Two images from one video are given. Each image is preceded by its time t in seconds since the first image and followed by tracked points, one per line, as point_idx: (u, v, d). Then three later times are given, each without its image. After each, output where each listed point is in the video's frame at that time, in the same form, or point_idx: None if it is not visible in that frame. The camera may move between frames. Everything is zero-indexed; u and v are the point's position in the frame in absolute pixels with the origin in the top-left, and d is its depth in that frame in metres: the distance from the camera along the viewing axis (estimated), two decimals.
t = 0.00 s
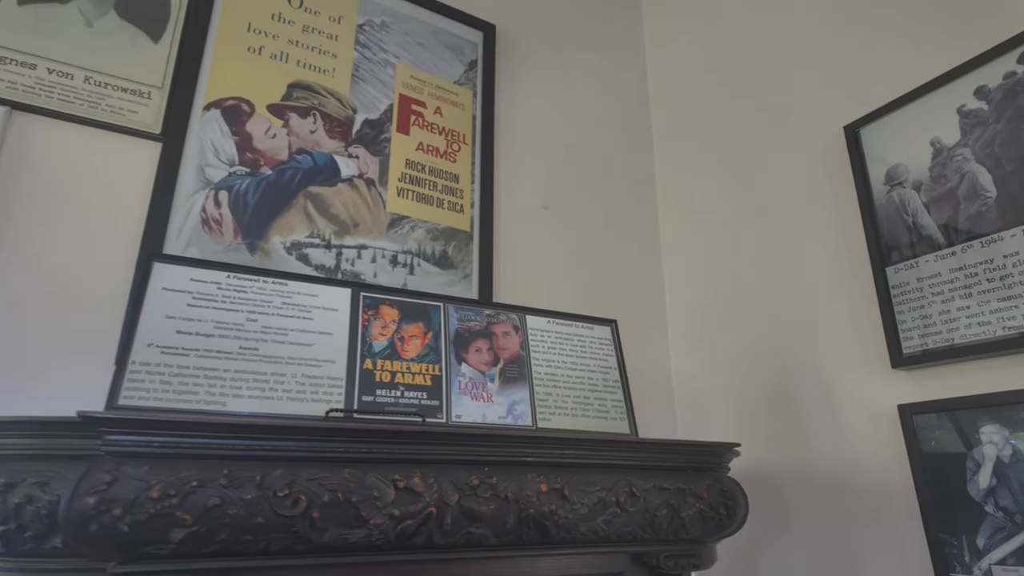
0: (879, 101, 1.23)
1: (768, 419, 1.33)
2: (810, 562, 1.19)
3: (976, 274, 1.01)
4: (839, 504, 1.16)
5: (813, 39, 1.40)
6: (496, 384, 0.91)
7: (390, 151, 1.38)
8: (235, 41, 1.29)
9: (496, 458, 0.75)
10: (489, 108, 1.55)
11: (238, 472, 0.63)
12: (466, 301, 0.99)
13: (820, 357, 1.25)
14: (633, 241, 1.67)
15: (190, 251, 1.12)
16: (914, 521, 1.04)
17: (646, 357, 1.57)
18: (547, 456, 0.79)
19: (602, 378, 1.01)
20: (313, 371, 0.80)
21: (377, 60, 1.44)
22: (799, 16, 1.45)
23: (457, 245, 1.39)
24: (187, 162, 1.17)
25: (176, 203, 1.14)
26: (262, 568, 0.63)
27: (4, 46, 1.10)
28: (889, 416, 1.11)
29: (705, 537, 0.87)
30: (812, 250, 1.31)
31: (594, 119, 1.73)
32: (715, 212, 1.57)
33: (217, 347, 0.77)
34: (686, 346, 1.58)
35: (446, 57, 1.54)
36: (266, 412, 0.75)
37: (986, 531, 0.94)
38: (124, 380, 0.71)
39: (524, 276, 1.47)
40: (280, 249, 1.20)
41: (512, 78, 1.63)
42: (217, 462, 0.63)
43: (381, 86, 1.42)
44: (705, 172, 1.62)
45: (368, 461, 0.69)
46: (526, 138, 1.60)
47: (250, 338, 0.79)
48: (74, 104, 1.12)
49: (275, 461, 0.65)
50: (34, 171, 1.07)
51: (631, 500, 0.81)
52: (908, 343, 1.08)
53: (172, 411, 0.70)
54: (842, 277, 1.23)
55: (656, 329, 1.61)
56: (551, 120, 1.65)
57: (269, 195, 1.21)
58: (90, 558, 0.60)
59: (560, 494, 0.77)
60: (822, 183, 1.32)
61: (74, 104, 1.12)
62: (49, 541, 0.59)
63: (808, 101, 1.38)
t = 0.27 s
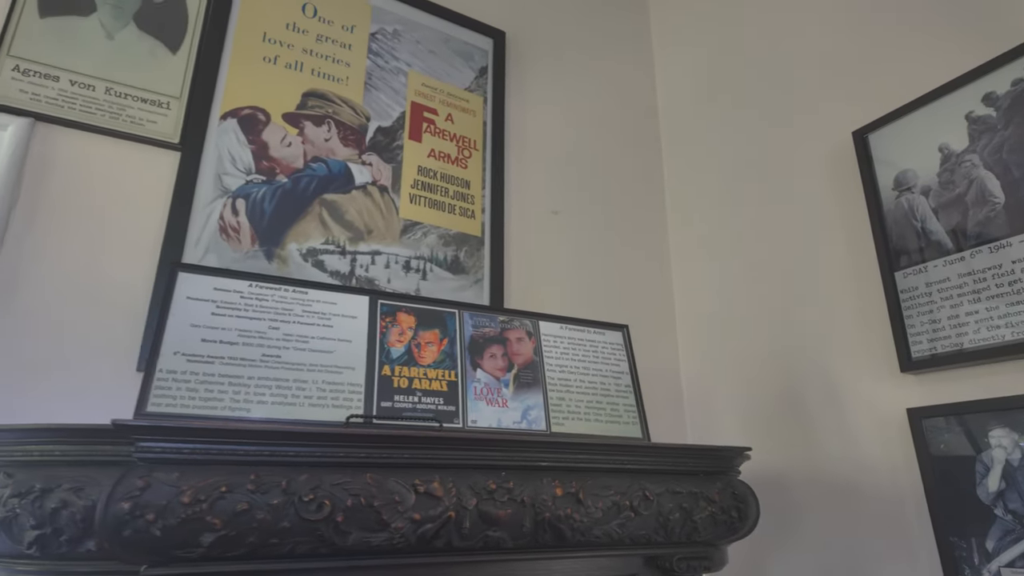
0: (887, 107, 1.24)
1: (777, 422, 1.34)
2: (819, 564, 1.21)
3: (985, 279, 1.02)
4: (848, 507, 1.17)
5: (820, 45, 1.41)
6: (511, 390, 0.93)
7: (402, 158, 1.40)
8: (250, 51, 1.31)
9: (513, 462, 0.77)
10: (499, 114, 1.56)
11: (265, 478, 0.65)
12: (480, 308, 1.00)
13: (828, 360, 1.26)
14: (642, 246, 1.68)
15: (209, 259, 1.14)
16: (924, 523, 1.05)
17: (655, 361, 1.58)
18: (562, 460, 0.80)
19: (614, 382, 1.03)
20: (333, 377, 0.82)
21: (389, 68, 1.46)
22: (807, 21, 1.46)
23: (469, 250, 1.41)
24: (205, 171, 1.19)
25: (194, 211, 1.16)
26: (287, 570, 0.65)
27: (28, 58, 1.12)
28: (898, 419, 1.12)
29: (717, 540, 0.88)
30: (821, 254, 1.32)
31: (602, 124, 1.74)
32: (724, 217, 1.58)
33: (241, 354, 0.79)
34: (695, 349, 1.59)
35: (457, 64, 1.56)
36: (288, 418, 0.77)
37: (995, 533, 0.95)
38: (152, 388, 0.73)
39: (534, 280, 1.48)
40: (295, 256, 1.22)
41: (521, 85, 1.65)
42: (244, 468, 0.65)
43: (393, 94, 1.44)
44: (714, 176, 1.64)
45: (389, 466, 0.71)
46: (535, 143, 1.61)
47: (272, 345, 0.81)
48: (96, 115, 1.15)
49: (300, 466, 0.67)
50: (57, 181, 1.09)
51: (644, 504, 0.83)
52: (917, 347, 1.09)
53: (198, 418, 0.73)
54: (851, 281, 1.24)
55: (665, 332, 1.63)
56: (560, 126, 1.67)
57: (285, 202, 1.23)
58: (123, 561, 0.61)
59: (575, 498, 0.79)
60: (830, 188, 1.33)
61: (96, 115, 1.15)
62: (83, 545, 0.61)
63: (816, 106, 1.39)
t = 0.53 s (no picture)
0: (896, 110, 1.25)
1: (787, 424, 1.35)
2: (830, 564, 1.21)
3: (995, 281, 1.02)
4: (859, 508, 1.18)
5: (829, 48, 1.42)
6: (525, 392, 0.94)
7: (413, 162, 1.41)
8: (264, 57, 1.33)
9: (529, 464, 0.78)
10: (509, 117, 1.58)
11: (289, 480, 0.66)
12: (494, 311, 1.02)
13: (838, 362, 1.27)
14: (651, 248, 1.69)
15: (225, 263, 1.15)
16: (935, 524, 1.06)
17: (665, 364, 1.59)
18: (577, 462, 0.82)
19: (626, 385, 1.04)
20: (351, 380, 0.84)
21: (400, 74, 1.47)
22: (815, 22, 1.46)
23: (480, 253, 1.42)
24: (221, 176, 1.21)
25: (211, 217, 1.17)
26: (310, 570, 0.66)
27: (48, 67, 1.14)
28: (909, 421, 1.13)
29: (730, 541, 0.89)
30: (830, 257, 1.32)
31: (610, 128, 1.75)
32: (733, 219, 1.59)
33: (261, 358, 0.81)
34: (705, 351, 1.60)
35: (467, 69, 1.58)
36: (308, 421, 0.79)
37: (1007, 534, 0.95)
38: (175, 391, 0.74)
39: (544, 283, 1.50)
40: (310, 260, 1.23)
41: (531, 88, 1.66)
42: (268, 470, 0.66)
43: (405, 99, 1.45)
44: (722, 179, 1.64)
45: (408, 468, 0.72)
46: (545, 147, 1.63)
47: (291, 349, 0.83)
48: (114, 122, 1.16)
49: (322, 469, 0.68)
50: (77, 188, 1.11)
51: (658, 505, 0.84)
52: (927, 349, 1.10)
53: (221, 421, 0.74)
54: (860, 283, 1.25)
55: (674, 335, 1.64)
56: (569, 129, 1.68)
57: (299, 207, 1.25)
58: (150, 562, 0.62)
59: (590, 500, 0.80)
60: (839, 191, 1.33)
61: (114, 123, 1.16)
62: (111, 546, 0.62)
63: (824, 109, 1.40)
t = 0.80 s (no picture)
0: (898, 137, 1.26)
1: (796, 450, 1.34)
2: None
3: (1003, 307, 1.03)
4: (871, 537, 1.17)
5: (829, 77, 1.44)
6: (535, 418, 0.94)
7: (421, 188, 1.43)
8: (276, 85, 1.35)
9: (541, 493, 0.78)
10: (515, 144, 1.59)
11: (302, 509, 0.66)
12: (503, 336, 1.02)
13: (846, 388, 1.27)
14: (656, 273, 1.70)
15: (235, 288, 1.16)
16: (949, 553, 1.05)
17: (672, 389, 1.59)
18: (589, 490, 0.81)
19: (635, 411, 1.03)
20: (362, 407, 0.84)
21: (409, 101, 1.50)
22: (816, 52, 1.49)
23: (487, 278, 1.43)
24: (231, 202, 1.22)
25: (222, 242, 1.18)
26: None
27: (64, 95, 1.16)
28: (920, 447, 1.12)
29: (743, 571, 0.88)
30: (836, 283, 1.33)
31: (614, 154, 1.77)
32: (737, 245, 1.60)
33: (273, 384, 0.81)
34: (711, 376, 1.59)
35: (473, 96, 1.60)
36: (320, 447, 0.78)
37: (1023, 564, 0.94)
38: (188, 418, 0.74)
39: (550, 307, 1.50)
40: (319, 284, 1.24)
41: (536, 115, 1.69)
42: (280, 498, 0.66)
43: (413, 126, 1.47)
44: (726, 204, 1.66)
45: (421, 496, 0.72)
46: (550, 173, 1.64)
47: (303, 375, 0.83)
48: (128, 149, 1.18)
49: (334, 497, 0.68)
50: (90, 213, 1.12)
51: (671, 534, 0.83)
52: (937, 375, 1.10)
53: (233, 448, 0.74)
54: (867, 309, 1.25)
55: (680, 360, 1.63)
56: (574, 155, 1.70)
57: (309, 232, 1.26)
58: None
59: (603, 529, 0.79)
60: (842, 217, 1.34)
61: (128, 149, 1.18)
62: None
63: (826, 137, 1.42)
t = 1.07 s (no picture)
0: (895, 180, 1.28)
1: (804, 494, 1.32)
2: None
3: (1008, 348, 1.02)
4: None
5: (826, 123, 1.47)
6: (540, 462, 0.93)
7: (425, 230, 1.44)
8: (284, 131, 1.38)
9: (546, 539, 0.76)
10: (517, 187, 1.62)
11: (302, 556, 0.65)
12: (507, 378, 1.01)
13: (853, 430, 1.25)
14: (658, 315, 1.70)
15: (238, 329, 1.16)
16: None
17: (676, 432, 1.57)
18: (595, 537, 0.79)
19: (641, 454, 1.02)
20: (365, 450, 0.83)
21: (414, 146, 1.53)
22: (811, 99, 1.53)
23: (489, 318, 1.43)
24: (237, 243, 1.23)
25: (226, 283, 1.19)
26: None
27: (77, 139, 1.19)
28: (930, 491, 1.10)
29: None
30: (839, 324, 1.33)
31: (615, 197, 1.80)
32: (738, 286, 1.61)
33: (275, 427, 0.80)
34: (715, 418, 1.58)
35: (477, 141, 1.63)
36: (321, 492, 0.77)
37: None
38: (188, 461, 0.73)
39: (553, 348, 1.50)
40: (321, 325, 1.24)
41: (538, 160, 1.72)
42: (281, 545, 0.65)
43: (417, 170, 1.50)
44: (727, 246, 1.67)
45: (423, 543, 0.70)
46: (552, 215, 1.66)
47: (305, 417, 0.82)
48: (137, 191, 1.20)
49: (335, 544, 0.66)
50: (97, 254, 1.13)
51: None
52: (944, 417, 1.09)
53: (233, 493, 0.73)
54: (871, 350, 1.25)
55: (684, 402, 1.62)
56: (575, 198, 1.72)
57: (313, 274, 1.27)
58: None
59: None
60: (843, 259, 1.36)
61: (136, 192, 1.20)
62: None
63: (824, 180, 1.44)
